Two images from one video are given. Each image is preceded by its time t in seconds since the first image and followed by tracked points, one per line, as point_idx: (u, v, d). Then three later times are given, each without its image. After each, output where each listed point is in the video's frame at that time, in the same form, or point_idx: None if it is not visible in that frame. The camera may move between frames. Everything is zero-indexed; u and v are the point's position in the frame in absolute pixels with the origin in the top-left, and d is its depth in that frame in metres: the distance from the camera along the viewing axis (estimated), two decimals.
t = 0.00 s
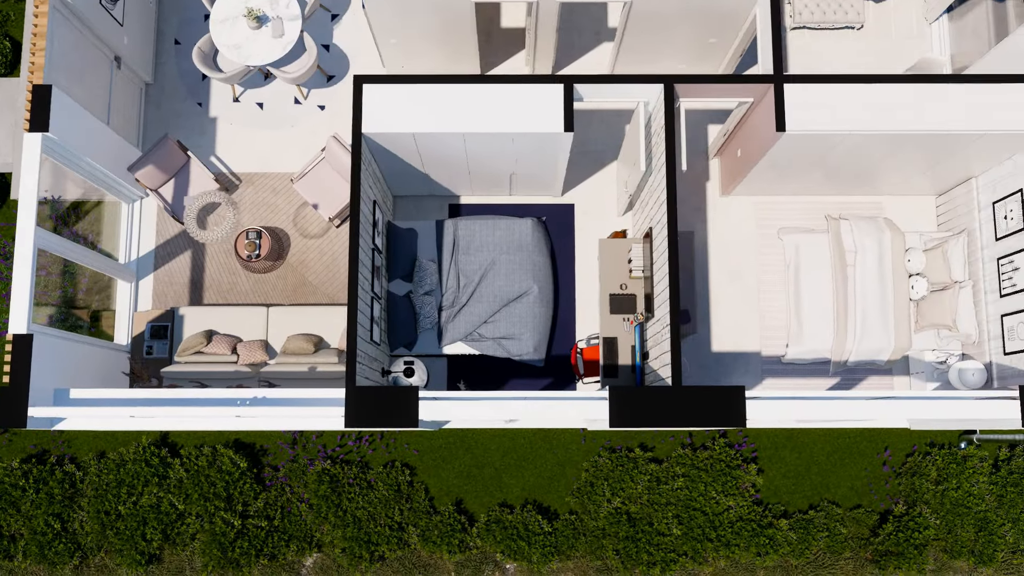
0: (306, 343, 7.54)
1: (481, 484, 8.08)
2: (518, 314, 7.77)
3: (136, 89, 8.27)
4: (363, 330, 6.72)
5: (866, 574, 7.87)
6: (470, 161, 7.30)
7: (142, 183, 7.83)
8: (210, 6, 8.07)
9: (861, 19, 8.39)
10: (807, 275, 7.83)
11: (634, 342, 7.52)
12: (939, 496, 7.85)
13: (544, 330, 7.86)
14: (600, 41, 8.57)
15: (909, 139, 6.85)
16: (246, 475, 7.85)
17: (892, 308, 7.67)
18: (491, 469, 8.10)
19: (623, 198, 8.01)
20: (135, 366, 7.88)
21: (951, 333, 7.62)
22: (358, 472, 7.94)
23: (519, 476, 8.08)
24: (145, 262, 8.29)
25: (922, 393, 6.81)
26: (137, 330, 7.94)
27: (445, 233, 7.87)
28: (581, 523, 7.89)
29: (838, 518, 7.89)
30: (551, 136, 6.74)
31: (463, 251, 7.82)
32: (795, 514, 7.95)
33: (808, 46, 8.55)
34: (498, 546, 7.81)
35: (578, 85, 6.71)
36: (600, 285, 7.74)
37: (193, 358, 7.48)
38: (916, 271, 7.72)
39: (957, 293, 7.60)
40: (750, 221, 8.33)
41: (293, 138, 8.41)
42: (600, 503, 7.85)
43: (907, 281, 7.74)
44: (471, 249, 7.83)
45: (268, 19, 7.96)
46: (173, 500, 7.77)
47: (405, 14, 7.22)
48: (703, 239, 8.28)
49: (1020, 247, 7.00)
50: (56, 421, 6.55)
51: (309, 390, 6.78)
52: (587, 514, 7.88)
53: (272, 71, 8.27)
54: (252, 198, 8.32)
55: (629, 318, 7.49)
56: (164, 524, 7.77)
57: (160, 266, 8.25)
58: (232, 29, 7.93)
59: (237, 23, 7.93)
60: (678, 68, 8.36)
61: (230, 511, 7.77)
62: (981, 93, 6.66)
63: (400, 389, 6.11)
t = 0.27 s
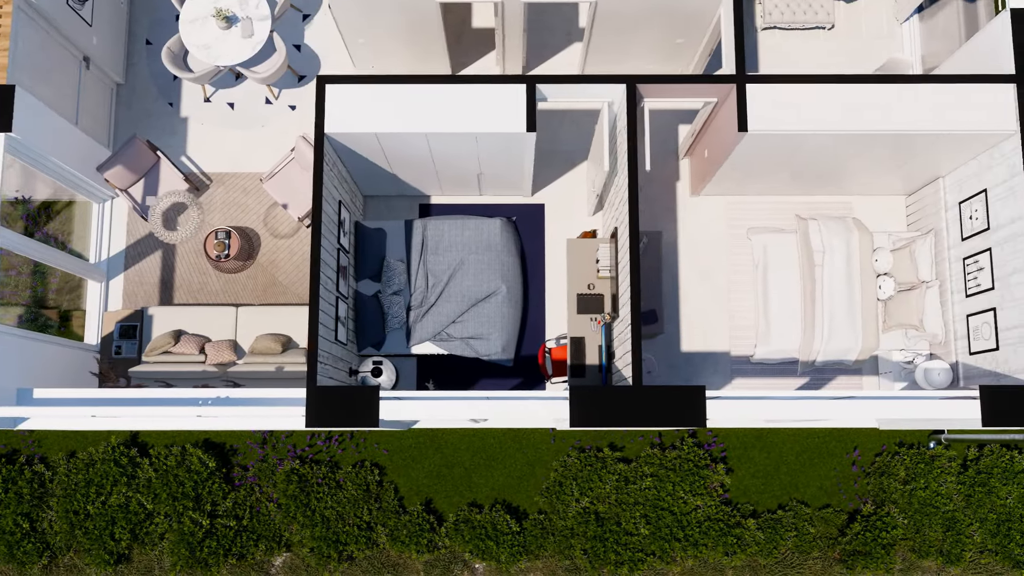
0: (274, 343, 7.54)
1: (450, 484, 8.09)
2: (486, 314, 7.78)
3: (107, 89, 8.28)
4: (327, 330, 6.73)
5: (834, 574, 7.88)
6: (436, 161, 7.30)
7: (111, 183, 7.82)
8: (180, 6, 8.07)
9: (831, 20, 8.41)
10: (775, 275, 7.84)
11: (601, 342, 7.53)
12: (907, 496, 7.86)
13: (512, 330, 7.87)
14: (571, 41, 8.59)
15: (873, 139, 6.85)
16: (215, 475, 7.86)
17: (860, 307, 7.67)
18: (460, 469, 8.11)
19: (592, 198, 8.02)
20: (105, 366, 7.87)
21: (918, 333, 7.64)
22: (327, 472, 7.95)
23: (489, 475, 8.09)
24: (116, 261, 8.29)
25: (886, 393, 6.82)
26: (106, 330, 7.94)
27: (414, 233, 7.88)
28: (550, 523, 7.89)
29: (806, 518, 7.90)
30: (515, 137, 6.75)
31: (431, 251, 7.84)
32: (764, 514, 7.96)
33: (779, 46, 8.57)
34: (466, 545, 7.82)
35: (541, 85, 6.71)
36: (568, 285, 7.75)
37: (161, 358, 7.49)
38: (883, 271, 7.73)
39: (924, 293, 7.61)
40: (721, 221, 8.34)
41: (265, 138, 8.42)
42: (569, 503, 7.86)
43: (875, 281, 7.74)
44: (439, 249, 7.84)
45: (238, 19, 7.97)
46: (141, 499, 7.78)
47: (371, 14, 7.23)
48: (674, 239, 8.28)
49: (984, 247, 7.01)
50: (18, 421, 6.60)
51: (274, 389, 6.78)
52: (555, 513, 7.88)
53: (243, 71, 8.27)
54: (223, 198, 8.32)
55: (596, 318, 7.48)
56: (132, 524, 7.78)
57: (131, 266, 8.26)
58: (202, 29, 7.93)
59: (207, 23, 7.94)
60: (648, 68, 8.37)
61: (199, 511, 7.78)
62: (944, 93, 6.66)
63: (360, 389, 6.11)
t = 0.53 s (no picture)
0: (241, 343, 7.53)
1: (419, 484, 8.09)
2: (454, 314, 7.79)
3: (77, 89, 8.28)
4: (290, 330, 6.73)
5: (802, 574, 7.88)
6: (402, 161, 7.30)
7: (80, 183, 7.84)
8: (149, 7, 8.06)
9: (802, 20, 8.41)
10: (744, 275, 7.84)
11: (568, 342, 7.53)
12: (875, 496, 7.87)
13: (481, 330, 7.87)
14: (542, 41, 8.60)
15: (837, 139, 6.85)
16: (184, 475, 7.86)
17: (828, 308, 7.68)
18: (430, 469, 8.11)
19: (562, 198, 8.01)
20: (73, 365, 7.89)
21: (886, 333, 7.64)
22: (296, 472, 7.96)
23: (458, 476, 8.09)
24: (86, 262, 8.27)
25: (850, 393, 6.82)
26: (75, 331, 7.94)
27: (383, 234, 7.88)
28: (518, 523, 7.90)
29: (775, 518, 7.91)
30: (479, 137, 6.74)
31: (400, 251, 7.85)
32: (733, 514, 7.97)
33: (750, 47, 8.57)
34: (434, 545, 7.83)
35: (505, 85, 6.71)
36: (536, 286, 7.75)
37: (129, 358, 7.49)
38: (851, 271, 7.73)
39: (891, 293, 7.62)
40: (691, 221, 8.34)
41: (235, 138, 8.43)
42: (537, 503, 7.86)
43: (843, 281, 7.75)
44: (408, 249, 7.84)
45: (207, 20, 7.96)
46: (110, 499, 7.79)
47: (337, 14, 7.23)
48: (644, 239, 8.28)
49: (949, 247, 7.02)
50: None
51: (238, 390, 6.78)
52: (524, 513, 7.89)
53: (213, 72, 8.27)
54: (194, 199, 8.33)
55: (564, 318, 7.48)
56: (101, 524, 7.79)
57: (101, 267, 8.25)
58: (171, 29, 7.93)
59: (176, 24, 7.93)
60: (618, 68, 8.38)
61: (167, 511, 7.78)
62: (906, 94, 6.66)
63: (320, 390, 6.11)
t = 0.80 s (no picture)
0: (209, 344, 7.53)
1: (389, 484, 8.09)
2: (423, 315, 7.79)
3: (47, 90, 8.28)
4: (254, 330, 6.73)
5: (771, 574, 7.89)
6: (369, 161, 7.31)
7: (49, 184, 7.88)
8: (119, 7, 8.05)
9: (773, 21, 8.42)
10: (712, 276, 7.84)
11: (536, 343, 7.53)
12: (843, 497, 7.88)
13: (449, 331, 7.88)
14: (513, 42, 8.62)
15: (801, 140, 6.85)
16: (152, 476, 7.87)
17: (796, 308, 7.68)
18: (399, 469, 8.11)
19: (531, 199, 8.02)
20: (41, 365, 7.80)
21: (854, 334, 7.64)
22: (265, 473, 7.96)
23: (428, 476, 8.10)
24: (56, 262, 8.28)
25: (814, 394, 6.82)
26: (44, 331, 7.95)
27: (352, 234, 7.89)
28: (487, 523, 7.91)
29: (743, 518, 7.92)
30: (443, 138, 6.74)
31: (369, 252, 7.84)
32: (701, 514, 7.97)
33: (721, 47, 8.57)
34: (403, 546, 7.83)
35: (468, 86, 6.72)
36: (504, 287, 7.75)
37: (96, 359, 7.50)
38: (819, 272, 7.73)
39: (858, 294, 7.62)
40: (661, 222, 8.34)
41: (206, 138, 8.45)
42: (506, 504, 7.86)
43: (811, 281, 7.75)
44: (376, 250, 7.85)
45: (177, 20, 7.95)
46: (79, 500, 7.79)
47: (303, 15, 7.23)
48: (614, 240, 8.28)
49: (914, 248, 7.02)
50: None
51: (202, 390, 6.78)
52: (493, 514, 7.89)
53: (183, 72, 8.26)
54: (164, 199, 8.34)
55: (531, 319, 7.48)
56: (69, 524, 7.79)
57: (72, 267, 8.26)
58: (140, 30, 7.91)
59: (145, 24, 7.91)
60: (589, 68, 8.38)
61: (135, 511, 7.78)
62: (869, 95, 6.67)
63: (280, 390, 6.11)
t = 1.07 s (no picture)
0: (177, 345, 7.53)
1: (358, 485, 8.09)
2: (391, 316, 7.79)
3: (18, 91, 8.28)
4: (217, 332, 6.73)
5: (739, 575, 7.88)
6: (335, 162, 7.31)
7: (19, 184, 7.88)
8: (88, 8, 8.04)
9: (744, 22, 8.42)
10: (681, 277, 7.84)
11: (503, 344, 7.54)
12: (811, 498, 7.88)
13: (418, 332, 7.88)
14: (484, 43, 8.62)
15: (765, 141, 6.86)
16: (121, 477, 7.86)
17: (763, 309, 7.68)
18: (369, 470, 8.11)
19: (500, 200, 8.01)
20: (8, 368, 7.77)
21: (822, 335, 7.64)
22: (234, 474, 7.96)
23: (397, 477, 8.09)
24: (26, 263, 8.28)
25: (777, 395, 6.83)
26: (13, 332, 7.94)
27: (321, 235, 7.89)
28: (456, 524, 7.90)
29: (712, 519, 7.92)
30: (407, 139, 6.74)
31: (337, 253, 7.84)
32: (670, 515, 7.96)
33: (693, 48, 8.56)
34: (371, 547, 7.84)
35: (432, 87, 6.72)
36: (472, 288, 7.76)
37: (64, 360, 7.48)
38: (787, 273, 7.74)
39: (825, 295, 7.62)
40: (632, 223, 8.33)
41: (177, 140, 8.45)
42: (475, 505, 7.86)
43: (779, 283, 7.75)
44: (345, 251, 7.85)
45: (146, 21, 7.94)
46: (47, 501, 7.79)
47: (269, 16, 7.23)
48: (584, 241, 8.28)
49: (878, 249, 7.03)
50: None
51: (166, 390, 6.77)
52: (461, 515, 7.89)
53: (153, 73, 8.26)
54: (135, 200, 8.33)
55: (498, 320, 7.49)
56: (37, 525, 7.79)
57: (42, 268, 8.25)
58: (109, 31, 7.90)
59: (114, 25, 7.90)
60: (560, 69, 8.38)
61: (103, 512, 7.78)
62: (832, 96, 6.67)
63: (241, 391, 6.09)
